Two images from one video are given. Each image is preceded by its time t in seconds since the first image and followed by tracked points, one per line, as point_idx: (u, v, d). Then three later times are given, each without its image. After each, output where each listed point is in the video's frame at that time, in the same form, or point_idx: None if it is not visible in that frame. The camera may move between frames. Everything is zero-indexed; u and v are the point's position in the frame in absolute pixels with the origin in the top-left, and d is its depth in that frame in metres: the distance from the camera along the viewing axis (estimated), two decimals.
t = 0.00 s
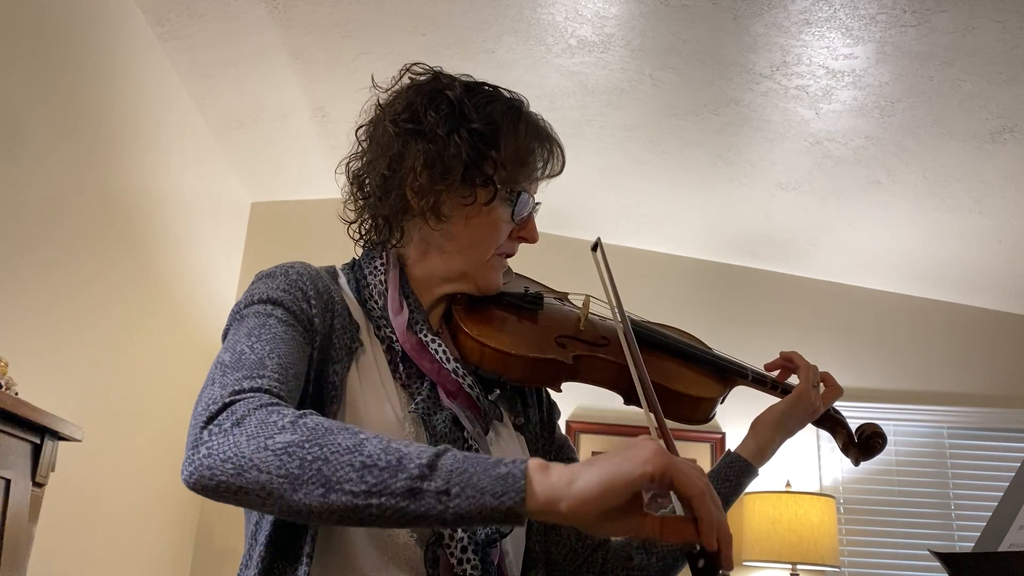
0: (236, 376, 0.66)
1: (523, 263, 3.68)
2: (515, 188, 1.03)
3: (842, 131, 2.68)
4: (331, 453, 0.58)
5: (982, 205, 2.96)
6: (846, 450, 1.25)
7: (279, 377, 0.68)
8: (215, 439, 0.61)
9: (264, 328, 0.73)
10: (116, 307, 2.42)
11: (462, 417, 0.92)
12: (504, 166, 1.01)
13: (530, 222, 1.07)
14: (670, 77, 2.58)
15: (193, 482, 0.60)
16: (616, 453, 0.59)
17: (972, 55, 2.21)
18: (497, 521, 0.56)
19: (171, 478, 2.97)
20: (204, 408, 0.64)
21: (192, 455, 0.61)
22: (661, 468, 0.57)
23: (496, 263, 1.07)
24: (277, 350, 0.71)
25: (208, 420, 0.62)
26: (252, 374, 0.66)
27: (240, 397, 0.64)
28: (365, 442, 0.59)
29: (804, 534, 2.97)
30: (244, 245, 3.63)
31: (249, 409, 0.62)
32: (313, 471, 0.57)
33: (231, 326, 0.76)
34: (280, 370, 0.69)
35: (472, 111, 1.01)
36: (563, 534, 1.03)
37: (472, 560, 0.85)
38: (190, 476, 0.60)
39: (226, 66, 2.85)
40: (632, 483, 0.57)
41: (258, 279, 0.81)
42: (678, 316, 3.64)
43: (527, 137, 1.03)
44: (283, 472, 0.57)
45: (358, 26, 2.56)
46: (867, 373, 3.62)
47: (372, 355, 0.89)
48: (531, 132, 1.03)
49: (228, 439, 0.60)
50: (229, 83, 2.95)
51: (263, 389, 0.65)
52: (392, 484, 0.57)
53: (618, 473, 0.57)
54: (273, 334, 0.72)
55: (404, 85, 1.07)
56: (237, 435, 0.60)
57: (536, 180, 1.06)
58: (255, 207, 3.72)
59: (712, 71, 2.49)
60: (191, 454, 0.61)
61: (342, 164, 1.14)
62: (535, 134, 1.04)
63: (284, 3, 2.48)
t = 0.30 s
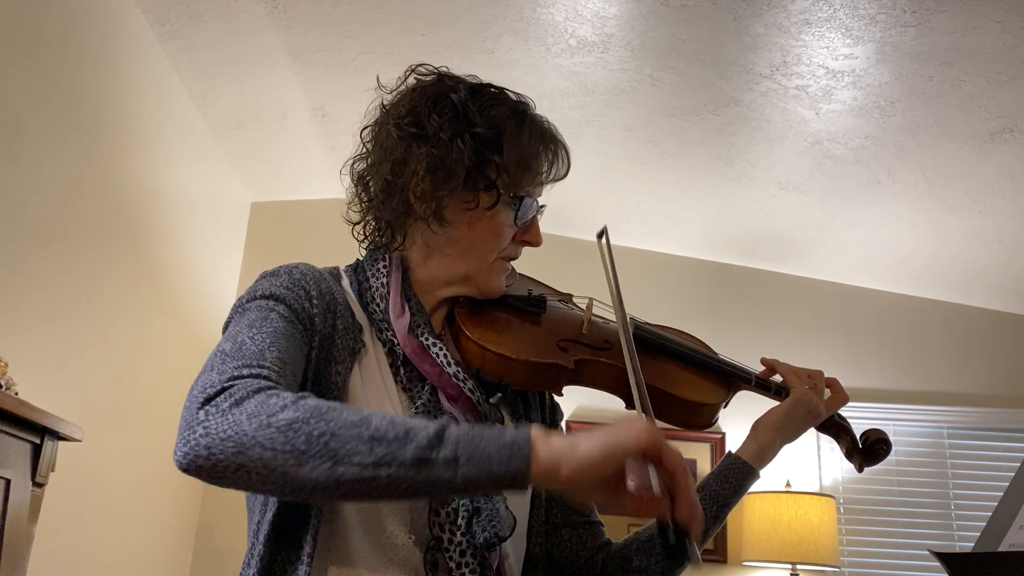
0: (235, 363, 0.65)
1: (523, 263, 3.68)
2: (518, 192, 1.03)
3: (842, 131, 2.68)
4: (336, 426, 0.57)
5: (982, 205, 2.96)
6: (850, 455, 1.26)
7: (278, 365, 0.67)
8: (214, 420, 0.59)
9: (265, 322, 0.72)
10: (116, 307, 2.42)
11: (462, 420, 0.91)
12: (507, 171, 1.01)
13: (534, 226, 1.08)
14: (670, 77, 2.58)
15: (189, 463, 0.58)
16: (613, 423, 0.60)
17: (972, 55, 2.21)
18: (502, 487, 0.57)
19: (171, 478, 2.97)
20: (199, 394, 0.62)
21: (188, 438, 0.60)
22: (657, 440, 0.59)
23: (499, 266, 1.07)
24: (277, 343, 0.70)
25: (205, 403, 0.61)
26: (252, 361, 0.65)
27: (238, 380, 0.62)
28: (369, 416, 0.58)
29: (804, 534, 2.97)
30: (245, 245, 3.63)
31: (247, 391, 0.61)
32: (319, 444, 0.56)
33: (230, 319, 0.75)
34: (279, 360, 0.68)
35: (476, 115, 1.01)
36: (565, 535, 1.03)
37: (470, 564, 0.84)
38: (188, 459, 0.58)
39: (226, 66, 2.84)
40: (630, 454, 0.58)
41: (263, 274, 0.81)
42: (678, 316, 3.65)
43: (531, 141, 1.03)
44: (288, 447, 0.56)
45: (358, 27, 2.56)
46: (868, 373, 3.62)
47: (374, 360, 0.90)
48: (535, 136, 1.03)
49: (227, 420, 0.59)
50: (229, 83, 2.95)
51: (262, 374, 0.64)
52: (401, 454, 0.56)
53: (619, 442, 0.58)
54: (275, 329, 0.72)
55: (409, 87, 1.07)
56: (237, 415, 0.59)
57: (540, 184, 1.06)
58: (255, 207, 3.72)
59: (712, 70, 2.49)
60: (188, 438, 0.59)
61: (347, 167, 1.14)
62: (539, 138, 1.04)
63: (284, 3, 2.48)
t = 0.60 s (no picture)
0: (245, 346, 0.65)
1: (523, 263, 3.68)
2: (516, 194, 1.03)
3: (842, 131, 2.68)
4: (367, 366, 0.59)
5: (982, 205, 2.96)
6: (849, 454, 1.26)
7: (289, 342, 0.68)
8: (241, 394, 0.59)
9: (273, 310, 0.73)
10: (116, 307, 2.42)
11: (463, 421, 0.90)
12: (504, 173, 1.01)
13: (532, 226, 1.08)
14: (670, 77, 2.58)
15: (225, 442, 0.58)
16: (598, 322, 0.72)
17: (972, 55, 2.21)
18: (528, 377, 0.63)
19: (171, 478, 2.97)
20: (217, 379, 0.62)
21: (218, 418, 0.60)
22: (639, 329, 0.72)
23: (497, 267, 1.07)
24: (285, 324, 0.71)
25: (228, 381, 0.61)
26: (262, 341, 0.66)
27: (252, 357, 0.63)
28: (390, 352, 0.61)
29: (803, 534, 2.97)
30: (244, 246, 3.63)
31: (265, 362, 0.61)
32: (359, 385, 0.58)
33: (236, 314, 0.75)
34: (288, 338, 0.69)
35: (473, 116, 1.01)
36: (565, 534, 1.04)
37: (470, 564, 0.83)
38: (222, 438, 0.58)
39: (226, 66, 2.84)
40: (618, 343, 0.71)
41: (271, 268, 0.81)
42: (678, 316, 3.65)
43: (529, 142, 1.03)
44: (328, 398, 0.58)
45: (358, 27, 2.56)
46: (868, 373, 3.62)
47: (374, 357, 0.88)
48: (533, 137, 1.04)
49: (256, 390, 0.59)
50: (229, 83, 2.95)
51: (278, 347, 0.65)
52: (435, 375, 0.60)
53: (608, 329, 0.70)
54: (283, 315, 0.73)
55: (408, 88, 1.07)
56: (264, 383, 0.59)
57: (537, 186, 1.06)
58: (255, 207, 3.72)
59: (712, 70, 2.49)
60: (215, 419, 0.59)
61: (346, 167, 1.14)
62: (537, 139, 1.04)
63: (284, 3, 2.48)
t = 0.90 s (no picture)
0: (228, 361, 0.64)
1: (523, 263, 3.68)
2: (515, 194, 1.03)
3: (842, 131, 2.68)
4: (328, 415, 0.57)
5: (982, 205, 2.96)
6: (841, 452, 1.25)
7: (273, 360, 0.68)
8: (205, 414, 0.59)
9: (261, 321, 0.72)
10: (116, 307, 2.42)
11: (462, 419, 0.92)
12: (504, 172, 1.01)
13: (530, 227, 1.07)
14: (670, 77, 2.58)
15: (182, 460, 0.58)
16: (605, 401, 0.62)
17: (972, 55, 2.21)
18: (497, 468, 0.57)
19: (171, 479, 2.97)
20: (194, 391, 0.62)
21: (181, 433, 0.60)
22: (648, 415, 0.61)
23: (496, 267, 1.07)
24: (271, 341, 0.70)
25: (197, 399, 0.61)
26: (245, 359, 0.65)
27: (231, 376, 0.63)
28: (360, 403, 0.58)
29: (803, 534, 2.97)
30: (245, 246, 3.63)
31: (238, 385, 0.61)
32: (312, 434, 0.56)
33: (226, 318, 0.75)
34: (273, 357, 0.68)
35: (473, 116, 1.01)
36: (564, 532, 1.03)
37: (473, 562, 0.84)
38: (179, 455, 0.59)
39: (226, 66, 2.84)
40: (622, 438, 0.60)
41: (261, 275, 0.81)
42: (678, 316, 3.65)
43: (529, 142, 1.03)
44: (280, 438, 0.56)
45: (358, 27, 2.56)
46: (868, 373, 3.62)
47: (372, 355, 0.89)
48: (533, 137, 1.04)
49: (219, 414, 0.59)
50: (229, 83, 2.95)
51: (256, 370, 0.64)
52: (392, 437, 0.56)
53: (609, 414, 0.60)
54: (269, 327, 0.72)
55: (407, 90, 1.07)
56: (228, 409, 0.59)
57: (536, 185, 1.07)
58: (255, 207, 3.72)
59: (712, 70, 2.49)
60: (179, 433, 0.60)
61: (344, 168, 1.14)
62: (537, 139, 1.04)
63: (284, 3, 2.48)
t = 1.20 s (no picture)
0: (214, 389, 0.62)
1: (523, 263, 3.68)
2: (513, 189, 1.04)
3: (842, 131, 2.68)
4: (269, 480, 0.54)
5: (982, 205, 2.96)
6: (838, 450, 1.26)
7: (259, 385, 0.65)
8: (176, 450, 0.58)
9: (250, 338, 0.70)
10: (116, 307, 2.42)
11: (462, 415, 0.91)
12: (501, 167, 1.03)
13: (528, 223, 1.07)
14: (670, 78, 2.58)
15: (156, 495, 0.58)
16: (544, 500, 0.52)
17: (972, 55, 2.21)
18: None
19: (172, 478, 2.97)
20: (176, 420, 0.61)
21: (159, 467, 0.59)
22: (579, 517, 0.50)
23: (494, 264, 1.07)
24: (261, 364, 0.67)
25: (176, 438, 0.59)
26: (229, 386, 0.63)
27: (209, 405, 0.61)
28: (303, 472, 0.54)
29: (803, 534, 2.96)
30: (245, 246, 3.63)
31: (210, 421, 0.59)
32: (250, 497, 0.53)
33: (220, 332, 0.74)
34: (261, 383, 0.66)
35: (470, 113, 1.02)
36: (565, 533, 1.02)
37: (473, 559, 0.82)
38: (153, 486, 0.58)
39: (226, 66, 2.84)
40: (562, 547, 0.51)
41: (254, 284, 0.80)
42: (678, 316, 3.65)
43: (522, 140, 1.05)
44: (224, 494, 0.54)
45: (358, 27, 2.56)
46: (868, 373, 3.62)
47: (366, 355, 0.89)
48: (527, 135, 1.06)
49: (185, 453, 0.57)
50: (229, 83, 2.95)
51: (239, 402, 0.62)
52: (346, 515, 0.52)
53: (532, 526, 0.50)
54: (259, 346, 0.69)
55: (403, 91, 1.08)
56: (192, 450, 0.57)
57: (531, 180, 1.08)
58: (255, 207, 3.72)
59: (711, 70, 2.49)
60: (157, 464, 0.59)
61: (341, 169, 1.14)
62: (530, 137, 1.06)
63: (284, 3, 2.48)
